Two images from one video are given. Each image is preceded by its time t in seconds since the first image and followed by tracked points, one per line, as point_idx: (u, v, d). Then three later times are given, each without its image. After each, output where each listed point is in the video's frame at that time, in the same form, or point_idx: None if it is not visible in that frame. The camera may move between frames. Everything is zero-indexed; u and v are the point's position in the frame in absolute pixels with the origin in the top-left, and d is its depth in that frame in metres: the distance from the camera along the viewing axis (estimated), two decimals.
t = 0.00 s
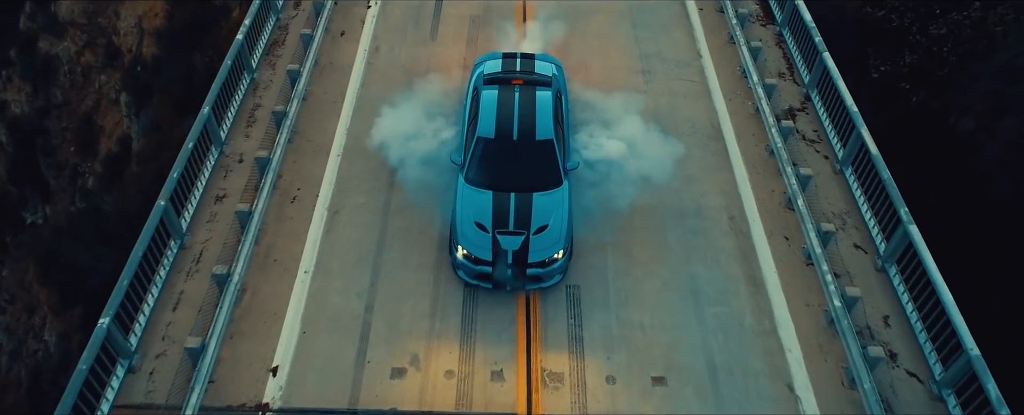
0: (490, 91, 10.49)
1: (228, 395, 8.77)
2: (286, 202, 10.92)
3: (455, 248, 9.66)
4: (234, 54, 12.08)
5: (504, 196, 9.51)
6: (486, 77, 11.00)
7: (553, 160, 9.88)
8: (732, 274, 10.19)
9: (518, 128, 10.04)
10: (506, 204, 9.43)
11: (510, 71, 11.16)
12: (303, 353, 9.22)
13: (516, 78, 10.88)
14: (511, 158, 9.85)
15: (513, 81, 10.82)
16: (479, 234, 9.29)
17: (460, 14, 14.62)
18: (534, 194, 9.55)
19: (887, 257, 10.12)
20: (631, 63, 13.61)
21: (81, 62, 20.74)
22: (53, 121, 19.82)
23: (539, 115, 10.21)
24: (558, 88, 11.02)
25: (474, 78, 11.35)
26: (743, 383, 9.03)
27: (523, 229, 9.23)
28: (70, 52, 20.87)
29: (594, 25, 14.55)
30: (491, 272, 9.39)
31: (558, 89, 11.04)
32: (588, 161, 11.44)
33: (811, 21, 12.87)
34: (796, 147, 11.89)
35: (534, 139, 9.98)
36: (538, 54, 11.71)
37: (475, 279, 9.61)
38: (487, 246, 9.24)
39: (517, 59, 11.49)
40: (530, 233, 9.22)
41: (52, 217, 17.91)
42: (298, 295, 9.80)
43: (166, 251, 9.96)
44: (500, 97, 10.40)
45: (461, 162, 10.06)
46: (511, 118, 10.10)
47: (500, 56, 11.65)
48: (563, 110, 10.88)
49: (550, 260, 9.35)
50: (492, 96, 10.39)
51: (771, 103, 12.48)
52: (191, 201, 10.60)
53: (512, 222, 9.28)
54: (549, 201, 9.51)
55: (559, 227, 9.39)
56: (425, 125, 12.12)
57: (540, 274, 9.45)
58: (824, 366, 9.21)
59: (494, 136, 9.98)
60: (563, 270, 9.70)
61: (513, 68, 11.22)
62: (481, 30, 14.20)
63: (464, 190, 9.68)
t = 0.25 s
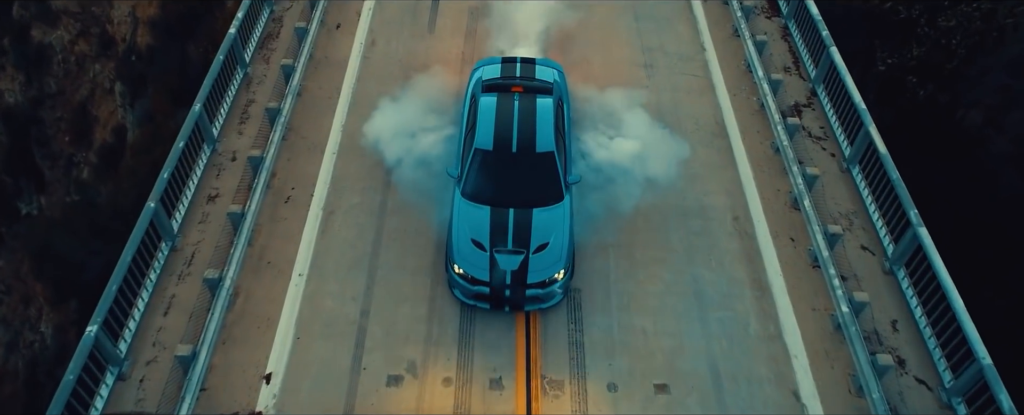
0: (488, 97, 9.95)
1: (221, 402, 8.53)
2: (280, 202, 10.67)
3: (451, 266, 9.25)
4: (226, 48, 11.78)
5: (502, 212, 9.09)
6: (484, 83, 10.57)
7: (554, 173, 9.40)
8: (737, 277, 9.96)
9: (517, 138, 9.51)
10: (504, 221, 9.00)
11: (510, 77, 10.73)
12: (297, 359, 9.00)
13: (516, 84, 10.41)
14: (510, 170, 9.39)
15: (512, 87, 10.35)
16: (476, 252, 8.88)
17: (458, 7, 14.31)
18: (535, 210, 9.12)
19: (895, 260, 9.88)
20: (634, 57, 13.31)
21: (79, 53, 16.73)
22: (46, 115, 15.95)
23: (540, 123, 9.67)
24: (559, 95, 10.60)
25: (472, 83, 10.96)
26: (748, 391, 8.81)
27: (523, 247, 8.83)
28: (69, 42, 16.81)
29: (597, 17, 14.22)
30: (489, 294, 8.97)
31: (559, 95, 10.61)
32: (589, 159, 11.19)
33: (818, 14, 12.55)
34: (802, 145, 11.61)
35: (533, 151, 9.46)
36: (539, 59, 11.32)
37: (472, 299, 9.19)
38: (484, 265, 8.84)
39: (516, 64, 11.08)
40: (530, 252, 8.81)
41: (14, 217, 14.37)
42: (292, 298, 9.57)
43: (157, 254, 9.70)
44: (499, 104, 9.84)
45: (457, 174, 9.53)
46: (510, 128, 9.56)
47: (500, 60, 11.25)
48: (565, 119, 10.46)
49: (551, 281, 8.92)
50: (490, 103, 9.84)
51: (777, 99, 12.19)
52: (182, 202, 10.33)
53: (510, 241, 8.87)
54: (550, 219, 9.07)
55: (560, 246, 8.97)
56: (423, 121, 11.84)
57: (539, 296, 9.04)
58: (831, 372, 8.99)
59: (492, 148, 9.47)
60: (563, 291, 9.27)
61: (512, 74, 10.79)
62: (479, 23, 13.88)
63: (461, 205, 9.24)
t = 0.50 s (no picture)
0: (488, 105, 9.72)
1: (214, 405, 8.36)
2: (274, 197, 10.45)
3: (447, 288, 8.85)
4: (220, 38, 11.50)
5: (500, 230, 8.75)
6: (483, 89, 10.24)
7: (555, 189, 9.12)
8: (741, 275, 9.77)
9: (516, 151, 9.25)
10: (502, 239, 8.68)
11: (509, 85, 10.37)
12: (292, 360, 8.82)
13: (516, 91, 10.13)
14: (509, 184, 9.10)
15: (512, 96, 10.04)
16: (473, 273, 8.54)
17: None
18: (535, 230, 8.77)
19: (903, 257, 9.68)
20: (636, 48, 13.04)
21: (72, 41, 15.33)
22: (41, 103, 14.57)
23: (540, 135, 9.39)
24: (561, 104, 10.23)
25: (470, 90, 10.59)
26: (752, 393, 8.65)
27: (523, 268, 8.48)
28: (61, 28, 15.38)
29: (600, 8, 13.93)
30: (487, 318, 8.56)
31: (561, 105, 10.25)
32: (590, 153, 11.01)
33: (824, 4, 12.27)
34: (807, 138, 11.39)
35: (533, 164, 9.19)
36: (540, 64, 10.93)
37: (469, 323, 8.76)
38: (482, 288, 8.47)
39: (516, 70, 10.72)
40: (530, 274, 8.46)
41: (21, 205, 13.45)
42: (287, 297, 9.39)
43: (149, 251, 9.48)
44: (498, 114, 9.58)
45: (454, 189, 9.20)
46: (510, 141, 9.30)
47: (499, 65, 10.85)
48: (566, 129, 10.09)
49: (550, 304, 8.55)
50: (489, 112, 9.59)
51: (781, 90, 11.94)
52: (174, 198, 10.11)
53: (509, 263, 8.53)
54: (550, 239, 8.75)
55: (561, 268, 8.63)
56: (422, 113, 11.61)
57: (539, 321, 8.65)
58: (837, 374, 8.83)
59: (491, 161, 9.21)
60: (563, 316, 8.88)
61: (512, 81, 10.44)
62: (479, 12, 13.60)
63: (458, 225, 8.90)
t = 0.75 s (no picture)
0: (486, 108, 9.17)
1: (210, 392, 8.25)
2: (270, 181, 10.29)
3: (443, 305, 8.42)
4: (213, 19, 11.28)
5: (499, 245, 8.26)
6: (482, 90, 9.65)
7: (557, 199, 8.61)
8: (744, 260, 9.63)
9: (516, 160, 8.69)
10: (500, 254, 8.20)
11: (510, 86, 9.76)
12: (288, 347, 8.70)
13: (516, 93, 9.50)
14: (508, 195, 8.58)
15: (512, 99, 9.44)
16: (470, 291, 8.09)
17: None
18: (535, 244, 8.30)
19: (909, 243, 9.53)
20: (638, 28, 12.80)
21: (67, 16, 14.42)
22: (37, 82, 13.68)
23: (542, 142, 8.82)
24: (564, 107, 9.63)
25: (468, 91, 9.98)
26: (755, 381, 8.54)
27: (523, 286, 8.04)
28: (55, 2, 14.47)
29: None
30: (484, 337, 8.13)
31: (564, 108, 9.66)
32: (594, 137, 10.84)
33: None
34: (812, 121, 11.19)
35: (534, 174, 8.64)
36: (542, 63, 10.31)
37: (466, 342, 8.32)
38: (480, 306, 8.06)
39: (517, 69, 10.11)
40: (531, 291, 8.03)
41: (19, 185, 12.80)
42: (283, 283, 9.26)
43: (142, 237, 9.33)
44: (498, 119, 9.00)
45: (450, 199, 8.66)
46: (510, 148, 8.75)
47: (499, 64, 10.24)
48: (569, 135, 9.52)
49: (551, 323, 8.10)
50: (488, 116, 9.02)
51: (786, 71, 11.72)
52: (168, 182, 9.94)
53: (508, 279, 8.08)
54: (551, 254, 8.27)
55: (562, 285, 8.19)
56: (423, 96, 11.40)
57: (539, 340, 8.20)
58: (840, 362, 8.71)
59: (490, 171, 8.66)
60: (564, 335, 8.42)
61: (513, 82, 9.83)
62: None
63: (454, 237, 8.44)
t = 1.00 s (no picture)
0: (485, 112, 8.60)
1: (207, 376, 8.18)
2: (265, 161, 10.14)
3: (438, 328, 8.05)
4: None
5: (497, 265, 7.83)
6: (479, 95, 9.28)
7: (558, 214, 8.14)
8: (746, 242, 9.51)
9: (516, 170, 8.16)
10: (499, 277, 7.77)
11: (508, 90, 9.33)
12: (285, 329, 8.62)
13: (515, 99, 9.21)
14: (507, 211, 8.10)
15: (511, 105, 9.13)
16: (466, 313, 7.73)
17: None
18: (535, 264, 7.85)
19: (912, 224, 9.41)
20: (640, 5, 12.56)
21: None
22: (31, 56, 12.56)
23: (543, 153, 8.29)
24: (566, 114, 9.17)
25: (465, 94, 9.53)
26: (755, 364, 8.47)
27: (522, 309, 7.65)
28: None
29: None
30: (481, 362, 7.78)
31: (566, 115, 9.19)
32: (596, 116, 10.64)
33: None
34: (817, 99, 11.01)
35: (535, 188, 8.14)
36: (543, 63, 9.84)
37: (462, 366, 7.97)
38: (476, 331, 7.69)
39: (516, 71, 9.64)
40: (530, 315, 7.64)
41: (16, 162, 11.68)
42: (280, 265, 9.15)
43: (136, 218, 9.20)
44: (496, 125, 8.41)
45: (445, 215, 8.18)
46: (509, 159, 8.20)
47: (497, 65, 9.76)
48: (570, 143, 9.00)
49: (552, 348, 7.76)
50: (485, 122, 8.44)
51: (791, 48, 11.50)
52: (162, 162, 9.79)
53: (505, 302, 7.68)
54: (551, 273, 7.85)
55: (563, 308, 7.81)
56: (424, 74, 11.19)
57: (539, 366, 7.85)
58: (842, 345, 8.62)
59: (488, 185, 8.15)
60: (564, 358, 8.06)
61: (512, 86, 9.38)
62: None
63: (450, 256, 8.00)
